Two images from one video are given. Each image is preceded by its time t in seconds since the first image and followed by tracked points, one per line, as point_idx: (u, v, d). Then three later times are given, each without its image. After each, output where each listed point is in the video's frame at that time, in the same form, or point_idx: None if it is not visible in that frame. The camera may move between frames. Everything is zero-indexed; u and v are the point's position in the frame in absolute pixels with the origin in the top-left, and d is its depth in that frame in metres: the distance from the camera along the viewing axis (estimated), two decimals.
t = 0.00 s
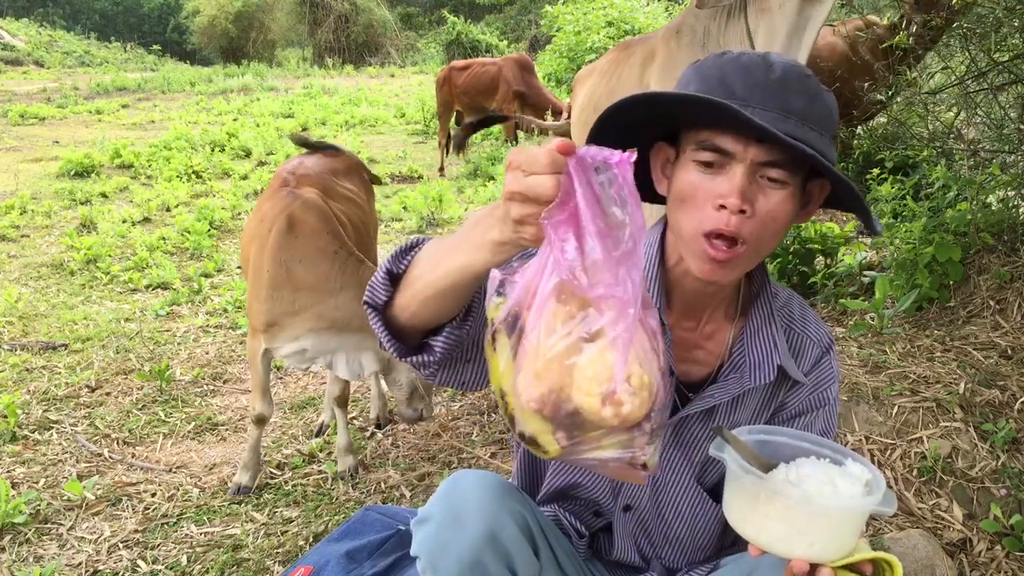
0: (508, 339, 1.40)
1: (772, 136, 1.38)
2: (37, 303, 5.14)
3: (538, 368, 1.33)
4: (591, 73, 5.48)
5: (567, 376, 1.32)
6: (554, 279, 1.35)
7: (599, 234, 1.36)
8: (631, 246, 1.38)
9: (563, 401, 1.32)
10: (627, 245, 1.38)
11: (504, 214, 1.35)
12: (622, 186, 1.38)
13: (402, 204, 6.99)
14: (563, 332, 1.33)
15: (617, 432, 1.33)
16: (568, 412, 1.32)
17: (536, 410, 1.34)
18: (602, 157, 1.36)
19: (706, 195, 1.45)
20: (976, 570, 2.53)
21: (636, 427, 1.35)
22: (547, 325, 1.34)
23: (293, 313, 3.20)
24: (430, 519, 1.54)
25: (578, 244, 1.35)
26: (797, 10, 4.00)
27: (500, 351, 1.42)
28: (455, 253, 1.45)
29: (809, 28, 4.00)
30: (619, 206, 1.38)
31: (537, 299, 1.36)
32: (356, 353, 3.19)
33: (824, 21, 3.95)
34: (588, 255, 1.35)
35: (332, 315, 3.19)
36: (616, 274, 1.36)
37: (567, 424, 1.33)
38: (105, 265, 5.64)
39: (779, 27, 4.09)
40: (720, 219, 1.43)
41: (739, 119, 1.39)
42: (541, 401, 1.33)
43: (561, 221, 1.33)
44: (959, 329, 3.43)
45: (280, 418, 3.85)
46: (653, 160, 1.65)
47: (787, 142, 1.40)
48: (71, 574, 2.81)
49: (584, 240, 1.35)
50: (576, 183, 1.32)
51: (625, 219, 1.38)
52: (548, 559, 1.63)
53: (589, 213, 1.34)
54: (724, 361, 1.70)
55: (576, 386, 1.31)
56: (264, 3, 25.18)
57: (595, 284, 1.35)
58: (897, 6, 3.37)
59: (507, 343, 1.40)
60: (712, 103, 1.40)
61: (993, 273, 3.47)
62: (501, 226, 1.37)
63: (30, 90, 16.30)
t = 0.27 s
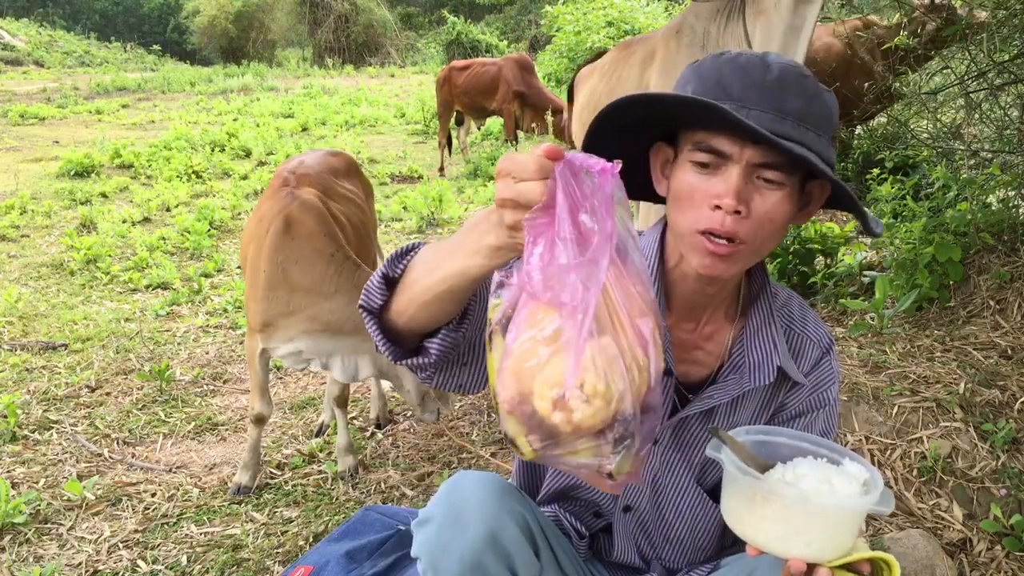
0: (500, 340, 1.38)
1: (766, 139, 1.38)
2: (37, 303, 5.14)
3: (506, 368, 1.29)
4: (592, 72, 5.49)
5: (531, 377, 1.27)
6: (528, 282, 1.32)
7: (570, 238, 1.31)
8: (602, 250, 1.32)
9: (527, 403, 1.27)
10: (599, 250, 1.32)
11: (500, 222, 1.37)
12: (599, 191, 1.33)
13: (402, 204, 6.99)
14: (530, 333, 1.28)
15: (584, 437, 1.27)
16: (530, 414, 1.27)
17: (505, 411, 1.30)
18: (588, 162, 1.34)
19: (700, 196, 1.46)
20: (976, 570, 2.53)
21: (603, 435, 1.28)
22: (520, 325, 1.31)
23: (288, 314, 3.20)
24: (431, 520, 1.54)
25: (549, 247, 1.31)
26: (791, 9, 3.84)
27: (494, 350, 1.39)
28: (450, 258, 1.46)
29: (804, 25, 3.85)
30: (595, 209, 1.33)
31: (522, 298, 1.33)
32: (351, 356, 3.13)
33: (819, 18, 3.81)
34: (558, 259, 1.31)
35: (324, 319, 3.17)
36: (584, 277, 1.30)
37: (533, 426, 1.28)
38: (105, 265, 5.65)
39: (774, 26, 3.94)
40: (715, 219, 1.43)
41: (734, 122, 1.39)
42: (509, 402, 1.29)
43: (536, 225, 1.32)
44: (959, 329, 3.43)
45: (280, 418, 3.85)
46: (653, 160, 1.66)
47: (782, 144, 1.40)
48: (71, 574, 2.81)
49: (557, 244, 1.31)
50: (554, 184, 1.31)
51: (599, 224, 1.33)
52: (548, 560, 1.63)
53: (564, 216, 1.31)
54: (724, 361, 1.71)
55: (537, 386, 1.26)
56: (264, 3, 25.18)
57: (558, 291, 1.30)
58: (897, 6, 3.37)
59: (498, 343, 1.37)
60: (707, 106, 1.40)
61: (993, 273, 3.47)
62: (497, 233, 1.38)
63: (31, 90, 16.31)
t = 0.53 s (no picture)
0: (493, 352, 1.35)
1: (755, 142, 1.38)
2: (37, 303, 5.14)
3: (506, 383, 1.27)
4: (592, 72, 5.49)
5: (534, 391, 1.24)
6: (519, 296, 1.30)
7: (559, 249, 1.31)
8: (593, 256, 1.32)
9: (531, 417, 1.25)
10: (589, 258, 1.31)
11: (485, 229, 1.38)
12: (586, 198, 1.35)
13: (402, 204, 6.99)
14: (527, 346, 1.26)
15: (590, 447, 1.25)
16: (535, 428, 1.25)
17: (507, 425, 1.28)
18: (571, 165, 1.35)
19: (690, 199, 1.47)
20: (976, 570, 2.53)
21: (611, 442, 1.26)
22: (515, 340, 1.28)
23: (290, 313, 3.21)
24: (431, 521, 1.54)
25: (538, 260, 1.31)
26: (791, 9, 3.84)
27: (488, 363, 1.37)
28: (445, 261, 1.47)
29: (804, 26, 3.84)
30: (582, 217, 1.34)
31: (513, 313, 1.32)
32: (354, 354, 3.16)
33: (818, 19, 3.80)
34: (549, 269, 1.30)
35: (327, 317, 3.18)
36: (580, 288, 1.28)
37: (538, 439, 1.25)
38: (105, 265, 5.65)
39: (774, 25, 3.95)
40: (707, 223, 1.43)
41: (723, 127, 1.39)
42: (511, 416, 1.26)
43: (521, 237, 1.32)
44: (959, 329, 3.43)
45: (280, 418, 3.85)
46: (651, 161, 1.66)
47: (771, 147, 1.40)
48: (71, 574, 2.81)
49: (547, 255, 1.31)
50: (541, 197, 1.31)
51: (586, 232, 1.33)
52: (549, 560, 1.63)
53: (551, 227, 1.31)
54: (722, 360, 1.71)
55: (540, 398, 1.23)
56: (264, 3, 25.17)
57: (551, 302, 1.28)
58: (896, 6, 3.37)
59: (492, 356, 1.35)
60: (696, 111, 1.40)
61: (993, 273, 3.47)
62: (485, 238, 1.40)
63: (30, 90, 16.30)
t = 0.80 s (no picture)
0: (468, 345, 1.37)
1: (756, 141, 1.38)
2: (37, 303, 5.14)
3: (474, 371, 1.29)
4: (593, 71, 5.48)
5: (496, 381, 1.27)
6: (495, 286, 1.32)
7: (538, 244, 1.32)
8: (571, 254, 1.33)
9: (491, 406, 1.27)
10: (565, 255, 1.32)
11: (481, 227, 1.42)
12: (575, 194, 1.36)
13: (402, 204, 6.99)
14: (497, 336, 1.28)
15: (549, 443, 1.27)
16: (495, 418, 1.27)
17: (472, 415, 1.30)
18: (562, 164, 1.37)
19: (691, 197, 1.47)
20: (976, 570, 2.53)
21: (569, 442, 1.28)
22: (487, 328, 1.30)
23: (293, 315, 3.21)
24: (430, 520, 1.54)
25: (518, 252, 1.33)
26: (791, 10, 3.75)
27: (462, 356, 1.38)
28: (442, 261, 1.48)
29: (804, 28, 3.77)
30: (566, 214, 1.35)
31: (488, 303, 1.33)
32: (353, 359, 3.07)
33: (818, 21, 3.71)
34: (526, 263, 1.32)
35: (329, 319, 3.16)
36: (553, 281, 1.30)
37: (498, 429, 1.27)
38: (105, 265, 5.65)
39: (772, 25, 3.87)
40: (707, 220, 1.44)
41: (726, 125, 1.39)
42: (474, 405, 1.29)
43: (503, 232, 1.35)
44: (959, 329, 3.43)
45: (280, 418, 3.85)
46: (651, 159, 1.65)
47: (773, 146, 1.39)
48: (71, 574, 2.81)
49: (526, 248, 1.32)
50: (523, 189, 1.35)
51: (567, 229, 1.34)
52: (548, 560, 1.63)
53: (533, 222, 1.33)
54: (722, 360, 1.71)
55: (502, 388, 1.26)
56: (264, 3, 25.17)
57: (527, 295, 1.30)
58: (896, 6, 3.37)
59: (467, 347, 1.36)
60: (698, 108, 1.40)
61: (993, 273, 3.47)
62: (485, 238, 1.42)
63: (31, 90, 16.30)
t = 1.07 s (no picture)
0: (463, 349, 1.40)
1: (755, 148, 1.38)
2: (37, 303, 5.14)
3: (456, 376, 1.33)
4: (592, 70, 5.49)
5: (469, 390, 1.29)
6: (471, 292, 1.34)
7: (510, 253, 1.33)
8: (541, 260, 1.31)
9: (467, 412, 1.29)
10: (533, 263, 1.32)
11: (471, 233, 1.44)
12: (550, 200, 1.35)
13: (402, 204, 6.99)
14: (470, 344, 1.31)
15: (521, 449, 1.27)
16: (469, 423, 1.29)
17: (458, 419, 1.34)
18: (539, 170, 1.37)
19: (692, 202, 1.47)
20: (976, 570, 2.53)
21: (540, 447, 1.27)
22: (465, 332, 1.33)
23: (294, 315, 3.21)
24: (430, 519, 1.54)
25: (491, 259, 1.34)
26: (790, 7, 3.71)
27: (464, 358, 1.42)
28: (437, 265, 1.48)
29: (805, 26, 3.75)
30: (539, 220, 1.34)
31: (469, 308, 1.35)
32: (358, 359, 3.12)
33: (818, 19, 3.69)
34: (499, 270, 1.32)
35: (330, 319, 3.17)
36: (519, 289, 1.29)
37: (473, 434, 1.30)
38: (105, 265, 5.65)
39: (772, 23, 3.83)
40: (707, 226, 1.44)
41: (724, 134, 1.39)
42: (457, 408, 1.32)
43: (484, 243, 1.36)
44: (959, 329, 3.43)
45: (280, 418, 3.85)
46: (649, 162, 1.65)
47: (773, 153, 1.40)
48: (71, 574, 2.81)
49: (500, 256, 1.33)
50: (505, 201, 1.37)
51: (538, 238, 1.33)
52: (547, 560, 1.63)
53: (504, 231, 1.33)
54: (722, 359, 1.71)
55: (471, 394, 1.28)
56: (264, 3, 25.16)
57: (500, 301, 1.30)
58: (896, 6, 3.36)
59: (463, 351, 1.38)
60: (697, 117, 1.40)
61: (993, 273, 3.47)
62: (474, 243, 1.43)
63: (31, 90, 16.30)
